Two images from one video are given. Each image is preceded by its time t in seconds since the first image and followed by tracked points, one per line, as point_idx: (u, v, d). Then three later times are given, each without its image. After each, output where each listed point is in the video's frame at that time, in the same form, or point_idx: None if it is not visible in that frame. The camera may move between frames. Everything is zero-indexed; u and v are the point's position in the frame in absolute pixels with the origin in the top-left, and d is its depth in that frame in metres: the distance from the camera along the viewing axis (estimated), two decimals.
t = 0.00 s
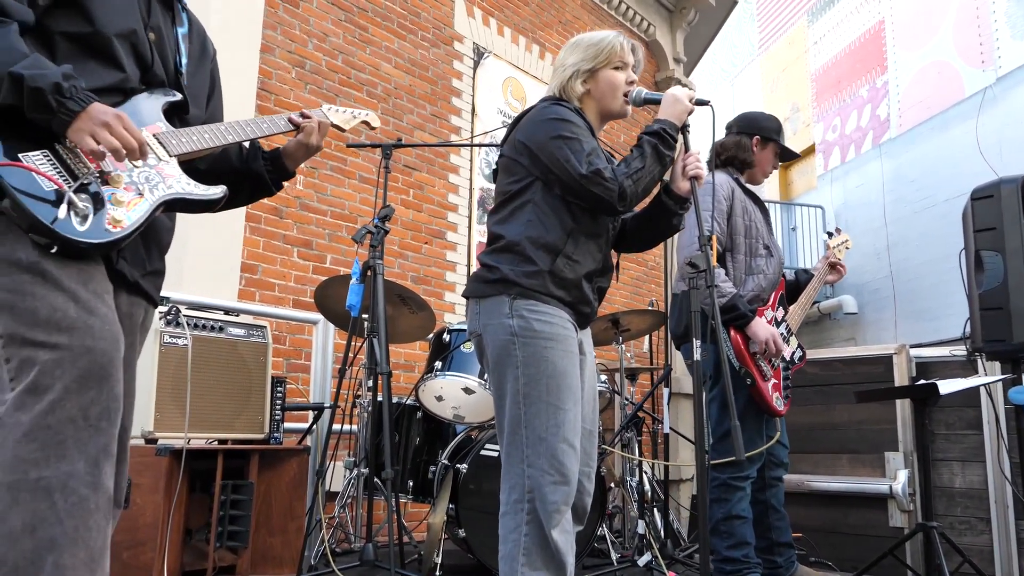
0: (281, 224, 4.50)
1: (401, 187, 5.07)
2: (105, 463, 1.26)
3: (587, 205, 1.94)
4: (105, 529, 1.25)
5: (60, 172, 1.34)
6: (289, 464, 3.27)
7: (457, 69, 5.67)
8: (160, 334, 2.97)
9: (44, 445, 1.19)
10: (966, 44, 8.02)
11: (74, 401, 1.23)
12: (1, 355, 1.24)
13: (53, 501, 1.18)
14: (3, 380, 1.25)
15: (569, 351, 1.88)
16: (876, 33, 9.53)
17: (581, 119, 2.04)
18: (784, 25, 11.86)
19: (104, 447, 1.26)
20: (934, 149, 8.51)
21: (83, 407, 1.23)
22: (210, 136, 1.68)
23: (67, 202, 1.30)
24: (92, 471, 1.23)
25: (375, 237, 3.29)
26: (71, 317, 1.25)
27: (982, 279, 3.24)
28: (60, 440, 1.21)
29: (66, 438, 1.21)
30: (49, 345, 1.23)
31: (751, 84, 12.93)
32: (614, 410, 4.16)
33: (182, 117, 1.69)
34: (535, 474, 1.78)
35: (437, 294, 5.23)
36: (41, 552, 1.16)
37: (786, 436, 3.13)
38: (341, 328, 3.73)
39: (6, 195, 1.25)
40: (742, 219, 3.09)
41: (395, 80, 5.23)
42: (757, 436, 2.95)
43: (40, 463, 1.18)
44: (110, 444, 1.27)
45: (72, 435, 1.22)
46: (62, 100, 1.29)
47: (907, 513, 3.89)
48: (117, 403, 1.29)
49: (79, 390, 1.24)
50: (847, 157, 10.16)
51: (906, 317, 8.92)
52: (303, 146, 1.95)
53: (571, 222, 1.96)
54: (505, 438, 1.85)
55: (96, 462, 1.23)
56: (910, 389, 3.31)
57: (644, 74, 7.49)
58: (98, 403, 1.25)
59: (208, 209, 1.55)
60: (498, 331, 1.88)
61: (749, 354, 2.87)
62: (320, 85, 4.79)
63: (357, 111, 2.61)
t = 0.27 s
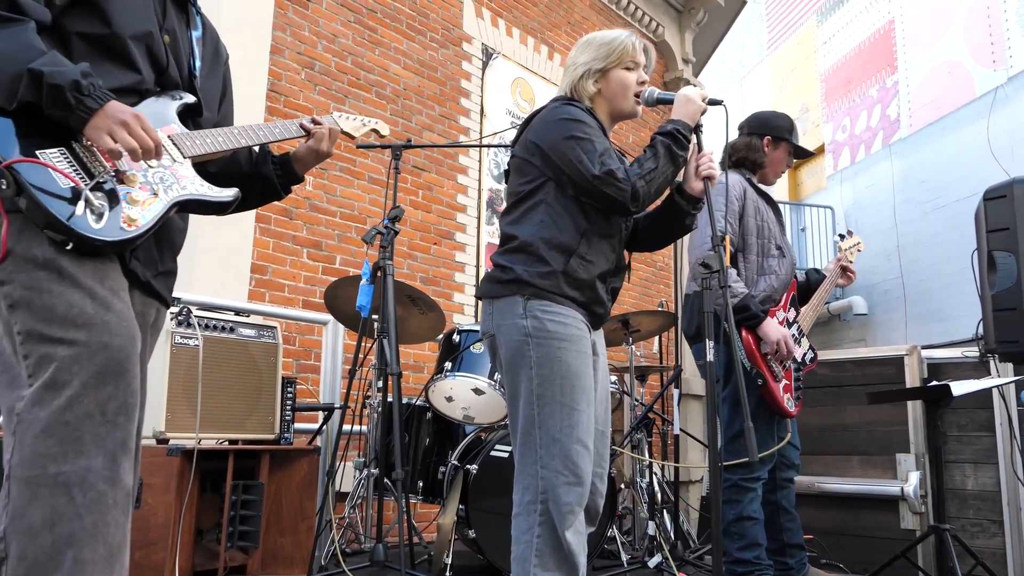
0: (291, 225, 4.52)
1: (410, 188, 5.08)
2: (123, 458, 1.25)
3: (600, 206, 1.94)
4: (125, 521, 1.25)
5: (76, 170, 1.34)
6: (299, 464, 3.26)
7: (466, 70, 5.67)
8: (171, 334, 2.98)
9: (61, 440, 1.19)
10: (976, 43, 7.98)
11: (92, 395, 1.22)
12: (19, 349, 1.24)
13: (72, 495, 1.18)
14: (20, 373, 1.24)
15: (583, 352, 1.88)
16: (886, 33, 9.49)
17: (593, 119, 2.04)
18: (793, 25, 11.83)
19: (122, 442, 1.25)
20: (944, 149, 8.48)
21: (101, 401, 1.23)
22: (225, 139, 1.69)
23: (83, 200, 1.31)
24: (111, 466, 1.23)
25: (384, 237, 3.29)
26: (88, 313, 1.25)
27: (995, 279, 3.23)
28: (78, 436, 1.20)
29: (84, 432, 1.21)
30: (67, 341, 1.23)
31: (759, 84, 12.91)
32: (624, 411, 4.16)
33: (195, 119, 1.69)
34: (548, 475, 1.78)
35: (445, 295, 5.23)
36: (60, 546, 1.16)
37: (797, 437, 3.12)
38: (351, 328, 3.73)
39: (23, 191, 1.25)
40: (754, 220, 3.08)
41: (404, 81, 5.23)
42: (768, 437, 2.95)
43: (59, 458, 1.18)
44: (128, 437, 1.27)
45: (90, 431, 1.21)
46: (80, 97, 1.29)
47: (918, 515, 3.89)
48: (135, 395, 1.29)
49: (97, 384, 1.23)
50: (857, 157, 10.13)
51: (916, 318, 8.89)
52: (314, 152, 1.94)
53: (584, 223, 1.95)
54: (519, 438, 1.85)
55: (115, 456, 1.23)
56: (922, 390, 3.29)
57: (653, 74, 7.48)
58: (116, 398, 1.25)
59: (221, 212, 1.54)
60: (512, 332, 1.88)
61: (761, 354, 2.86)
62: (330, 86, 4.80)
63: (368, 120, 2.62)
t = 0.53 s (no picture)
0: (298, 224, 4.53)
1: (418, 187, 5.09)
2: (127, 469, 1.26)
3: (609, 205, 1.93)
4: (127, 535, 1.25)
5: (91, 173, 1.34)
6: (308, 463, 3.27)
7: (473, 69, 5.67)
8: (181, 334, 2.98)
9: (67, 451, 1.19)
10: (986, 41, 7.95)
11: (98, 408, 1.22)
12: (23, 358, 1.24)
13: (77, 507, 1.18)
14: (23, 384, 1.25)
15: (594, 351, 1.88)
16: (894, 31, 9.46)
17: (601, 117, 2.03)
18: (800, 23, 11.80)
19: (127, 453, 1.26)
20: (953, 148, 8.44)
21: (107, 414, 1.23)
22: (237, 141, 1.69)
23: (98, 205, 1.31)
24: (115, 478, 1.23)
25: (393, 236, 3.29)
26: (97, 323, 1.25)
27: (1005, 278, 3.21)
28: (84, 446, 1.20)
29: (89, 445, 1.21)
30: (74, 351, 1.23)
31: (767, 83, 12.88)
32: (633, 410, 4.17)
33: (207, 120, 1.69)
34: (559, 474, 1.78)
35: (453, 294, 5.23)
36: (66, 555, 1.17)
37: (807, 437, 3.11)
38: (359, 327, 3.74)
39: (38, 195, 1.26)
40: (764, 219, 3.08)
41: (411, 80, 5.24)
42: (777, 436, 2.94)
43: (64, 470, 1.19)
44: (132, 450, 1.27)
45: (95, 442, 1.22)
46: (95, 102, 1.30)
47: (927, 515, 3.88)
48: (141, 408, 1.28)
49: (102, 397, 1.23)
50: (865, 156, 10.10)
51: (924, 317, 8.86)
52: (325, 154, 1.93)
53: (593, 221, 1.95)
54: (530, 437, 1.85)
55: (119, 468, 1.23)
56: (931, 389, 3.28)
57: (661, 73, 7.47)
58: (122, 409, 1.25)
59: (233, 215, 1.55)
60: (523, 331, 1.88)
61: (770, 353, 2.86)
62: (338, 85, 4.81)
63: (377, 120, 2.63)
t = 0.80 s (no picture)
0: (302, 225, 4.53)
1: (422, 189, 5.09)
2: (140, 458, 1.25)
3: (613, 206, 1.93)
4: (141, 524, 1.25)
5: (98, 171, 1.34)
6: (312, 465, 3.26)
7: (476, 70, 5.67)
8: (185, 334, 2.99)
9: (80, 440, 1.19)
10: (989, 41, 7.94)
11: (111, 394, 1.22)
12: (39, 350, 1.24)
13: (90, 495, 1.18)
14: (39, 374, 1.25)
15: (600, 352, 1.87)
16: (897, 32, 9.46)
17: (605, 118, 2.03)
18: (803, 24, 11.80)
19: (139, 442, 1.25)
20: (956, 148, 8.43)
21: (119, 401, 1.23)
22: (243, 141, 1.68)
23: (105, 201, 1.31)
24: (128, 466, 1.22)
25: (396, 237, 3.29)
26: (108, 313, 1.25)
27: (1011, 279, 3.20)
28: (96, 435, 1.20)
29: (102, 432, 1.20)
30: (86, 341, 1.23)
31: (769, 84, 12.87)
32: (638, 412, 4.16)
33: (213, 121, 1.69)
34: (564, 475, 1.77)
35: (456, 295, 5.22)
36: (78, 545, 1.16)
37: (812, 438, 3.10)
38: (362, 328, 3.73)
39: (45, 191, 1.25)
40: (770, 220, 3.07)
41: (415, 81, 5.24)
42: (783, 438, 2.93)
43: (77, 457, 1.18)
44: (145, 438, 1.27)
45: (108, 431, 1.21)
46: (106, 97, 1.30)
47: (933, 517, 3.87)
48: (153, 397, 1.28)
49: (115, 384, 1.23)
50: (868, 157, 10.10)
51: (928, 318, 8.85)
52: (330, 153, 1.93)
53: (598, 222, 1.95)
54: (535, 439, 1.85)
55: (132, 456, 1.23)
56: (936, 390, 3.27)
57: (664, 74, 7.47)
58: (134, 398, 1.25)
59: (238, 213, 1.54)
60: (528, 333, 1.88)
61: (776, 354, 2.86)
62: (341, 86, 4.81)
63: (383, 121, 2.62)
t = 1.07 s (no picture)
0: (301, 228, 4.53)
1: (420, 191, 5.10)
2: (127, 472, 1.26)
3: (612, 207, 1.93)
4: (127, 537, 1.25)
5: (94, 180, 1.34)
6: (309, 468, 3.26)
7: (475, 73, 5.68)
8: (183, 337, 2.98)
9: (68, 455, 1.19)
10: (987, 45, 7.96)
11: (99, 411, 1.22)
12: (25, 362, 1.24)
13: (77, 511, 1.18)
14: (24, 387, 1.24)
15: (599, 354, 1.88)
16: (895, 35, 9.48)
17: (603, 121, 2.04)
18: (801, 27, 11.82)
19: (127, 457, 1.26)
20: (954, 152, 8.45)
21: (107, 418, 1.23)
22: (240, 144, 1.69)
23: (100, 210, 1.31)
24: (115, 480, 1.23)
25: (395, 240, 3.29)
26: (98, 327, 1.25)
27: (1008, 282, 3.21)
28: (84, 451, 1.20)
29: (90, 448, 1.21)
30: (75, 355, 1.23)
31: (767, 87, 12.90)
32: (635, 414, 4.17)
33: (210, 123, 1.69)
34: (566, 478, 1.78)
35: (454, 298, 5.23)
36: (66, 558, 1.16)
37: (809, 441, 3.10)
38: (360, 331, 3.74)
39: (41, 200, 1.26)
40: (767, 223, 3.07)
41: (413, 84, 5.25)
42: (782, 440, 2.93)
43: (64, 474, 1.18)
44: (132, 452, 1.27)
45: (96, 446, 1.22)
46: (97, 107, 1.30)
47: (929, 518, 3.87)
48: (141, 413, 1.28)
49: (103, 401, 1.23)
50: (865, 160, 10.12)
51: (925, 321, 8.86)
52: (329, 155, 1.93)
53: (596, 225, 1.96)
54: (537, 442, 1.85)
55: (119, 472, 1.23)
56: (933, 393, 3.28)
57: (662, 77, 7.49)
58: (122, 414, 1.25)
59: (236, 219, 1.55)
60: (527, 337, 1.88)
61: (775, 357, 2.86)
62: (339, 89, 4.82)
63: (381, 121, 2.63)
